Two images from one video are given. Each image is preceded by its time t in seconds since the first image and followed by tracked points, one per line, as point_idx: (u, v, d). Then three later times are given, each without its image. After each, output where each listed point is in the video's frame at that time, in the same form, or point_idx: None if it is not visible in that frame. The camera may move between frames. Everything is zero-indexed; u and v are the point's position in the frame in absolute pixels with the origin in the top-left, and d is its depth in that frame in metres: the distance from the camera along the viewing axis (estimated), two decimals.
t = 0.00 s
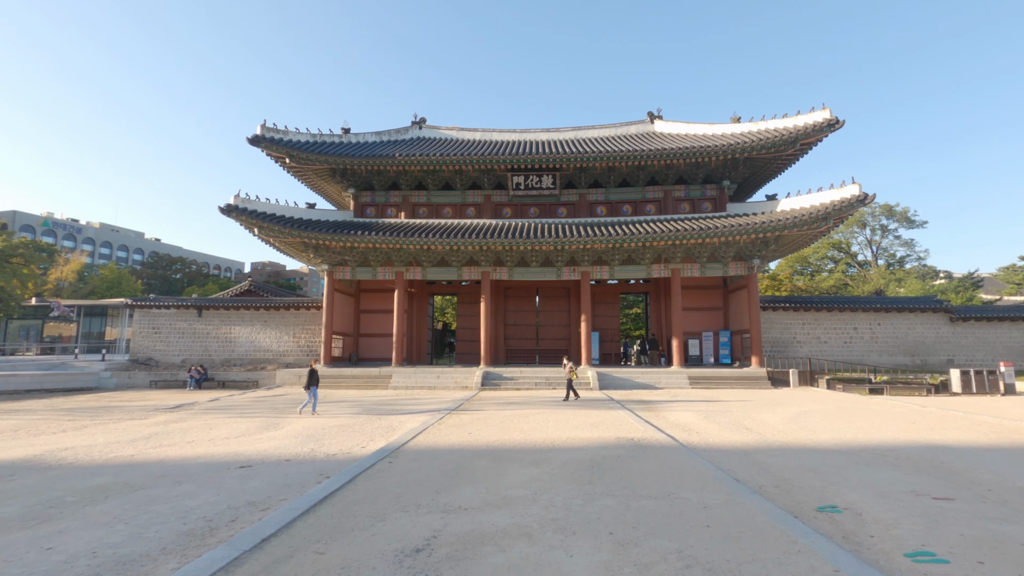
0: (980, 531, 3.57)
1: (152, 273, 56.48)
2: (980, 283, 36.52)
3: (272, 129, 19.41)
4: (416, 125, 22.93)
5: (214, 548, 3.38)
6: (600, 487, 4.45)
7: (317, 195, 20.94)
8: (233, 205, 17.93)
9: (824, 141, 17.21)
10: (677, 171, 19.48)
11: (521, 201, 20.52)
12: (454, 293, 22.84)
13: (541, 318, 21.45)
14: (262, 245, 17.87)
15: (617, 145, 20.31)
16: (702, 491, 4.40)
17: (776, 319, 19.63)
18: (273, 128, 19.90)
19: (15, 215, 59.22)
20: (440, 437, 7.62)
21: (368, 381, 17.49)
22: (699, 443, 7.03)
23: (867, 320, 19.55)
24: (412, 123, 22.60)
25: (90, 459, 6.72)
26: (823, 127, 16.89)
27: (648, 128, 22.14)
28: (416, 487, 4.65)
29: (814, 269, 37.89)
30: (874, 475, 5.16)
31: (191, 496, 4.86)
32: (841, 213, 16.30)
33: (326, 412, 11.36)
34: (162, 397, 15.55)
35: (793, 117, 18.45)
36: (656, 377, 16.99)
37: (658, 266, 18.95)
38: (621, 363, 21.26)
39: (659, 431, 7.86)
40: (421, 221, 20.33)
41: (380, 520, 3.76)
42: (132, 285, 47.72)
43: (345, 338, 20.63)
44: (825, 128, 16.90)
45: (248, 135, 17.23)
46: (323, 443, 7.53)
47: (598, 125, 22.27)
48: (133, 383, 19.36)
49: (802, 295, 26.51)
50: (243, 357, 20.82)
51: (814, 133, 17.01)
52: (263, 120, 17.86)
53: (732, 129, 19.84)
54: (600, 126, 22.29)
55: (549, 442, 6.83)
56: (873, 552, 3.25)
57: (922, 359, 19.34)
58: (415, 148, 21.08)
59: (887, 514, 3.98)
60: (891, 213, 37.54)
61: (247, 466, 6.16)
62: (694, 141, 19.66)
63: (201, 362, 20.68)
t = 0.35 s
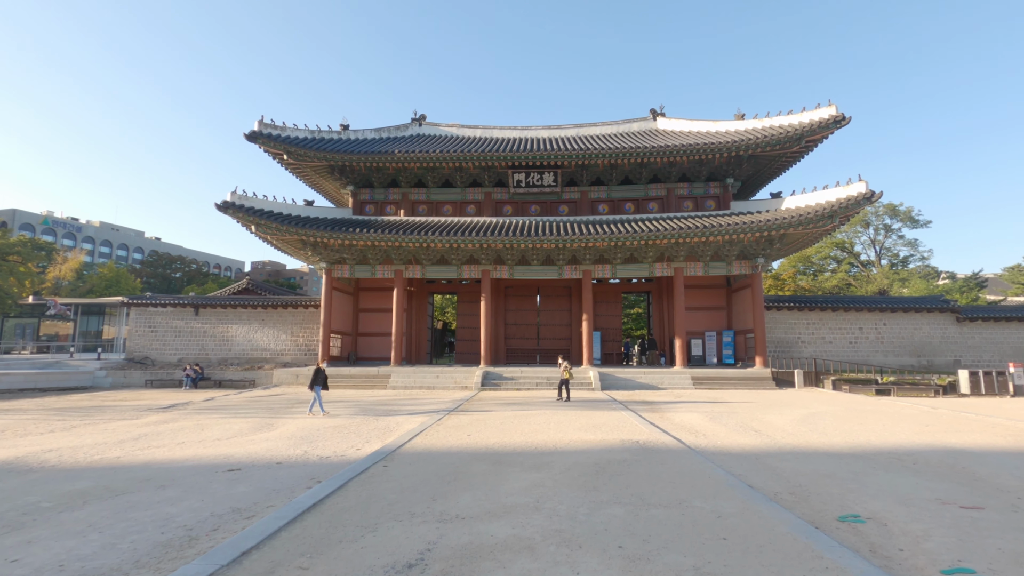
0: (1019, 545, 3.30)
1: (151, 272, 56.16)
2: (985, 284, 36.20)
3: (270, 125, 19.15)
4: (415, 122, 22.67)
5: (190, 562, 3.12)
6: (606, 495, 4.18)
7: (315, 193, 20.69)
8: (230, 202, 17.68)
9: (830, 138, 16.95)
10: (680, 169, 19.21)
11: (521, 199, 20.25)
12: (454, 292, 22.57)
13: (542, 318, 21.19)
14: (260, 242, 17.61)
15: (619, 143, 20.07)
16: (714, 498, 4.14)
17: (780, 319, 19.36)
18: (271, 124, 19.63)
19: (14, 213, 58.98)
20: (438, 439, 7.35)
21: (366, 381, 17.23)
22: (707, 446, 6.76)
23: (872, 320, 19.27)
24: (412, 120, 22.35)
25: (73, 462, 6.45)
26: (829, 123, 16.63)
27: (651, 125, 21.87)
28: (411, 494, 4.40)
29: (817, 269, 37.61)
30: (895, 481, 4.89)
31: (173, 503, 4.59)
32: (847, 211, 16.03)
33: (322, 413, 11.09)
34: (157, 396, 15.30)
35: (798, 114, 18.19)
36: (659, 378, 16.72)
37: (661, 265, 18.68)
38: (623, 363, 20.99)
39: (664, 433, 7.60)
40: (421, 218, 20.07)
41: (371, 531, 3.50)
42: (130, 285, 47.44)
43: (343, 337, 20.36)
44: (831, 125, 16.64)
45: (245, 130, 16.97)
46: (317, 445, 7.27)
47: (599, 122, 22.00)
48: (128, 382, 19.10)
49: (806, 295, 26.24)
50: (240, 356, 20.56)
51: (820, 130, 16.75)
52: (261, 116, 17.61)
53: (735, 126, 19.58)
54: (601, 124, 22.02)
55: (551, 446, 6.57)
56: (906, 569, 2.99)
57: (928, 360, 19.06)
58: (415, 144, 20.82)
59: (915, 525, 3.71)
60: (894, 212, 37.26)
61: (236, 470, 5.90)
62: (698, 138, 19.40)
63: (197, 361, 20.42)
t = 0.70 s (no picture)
0: None
1: (149, 272, 55.80)
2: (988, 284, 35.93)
3: (266, 123, 18.87)
4: (414, 120, 22.41)
5: None
6: (613, 509, 3.90)
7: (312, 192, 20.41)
8: (225, 200, 17.41)
9: (835, 136, 16.69)
10: (682, 167, 18.95)
11: (521, 197, 19.98)
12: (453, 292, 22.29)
13: (542, 318, 20.92)
14: (255, 241, 17.34)
15: (620, 141, 19.82)
16: (729, 513, 3.87)
17: (783, 320, 19.11)
18: (267, 122, 19.34)
19: (12, 213, 58.64)
20: (435, 444, 7.07)
21: (364, 382, 16.96)
22: (716, 451, 6.50)
23: (877, 320, 19.01)
24: (410, 118, 22.10)
25: (53, 469, 6.16)
26: (833, 121, 16.37)
27: (652, 123, 21.62)
28: (405, 507, 4.12)
29: (818, 269, 37.40)
30: (918, 492, 4.62)
31: (152, 516, 4.31)
32: (852, 210, 15.78)
33: (317, 416, 10.82)
34: (151, 398, 15.04)
35: (801, 111, 17.94)
36: (661, 379, 16.46)
37: (663, 265, 18.42)
38: (624, 364, 20.74)
39: (670, 438, 7.34)
40: (419, 217, 19.80)
41: (360, 551, 3.23)
42: (128, 285, 47.13)
43: (341, 338, 20.09)
44: (836, 123, 16.38)
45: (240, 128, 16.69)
46: (309, 451, 6.99)
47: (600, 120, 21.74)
48: (122, 384, 18.82)
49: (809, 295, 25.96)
50: (236, 357, 20.29)
51: (825, 128, 16.49)
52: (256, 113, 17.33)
53: (738, 124, 19.33)
54: (602, 122, 21.75)
55: (553, 452, 6.30)
56: None
57: (933, 361, 18.80)
58: (413, 143, 20.56)
59: (947, 542, 3.45)
60: (896, 212, 37.01)
61: (223, 478, 5.62)
62: (700, 136, 19.15)
63: (193, 362, 20.15)
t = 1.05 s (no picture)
0: None
1: (146, 272, 55.43)
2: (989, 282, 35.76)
3: (261, 119, 18.59)
4: (412, 116, 22.15)
5: None
6: (618, 516, 3.63)
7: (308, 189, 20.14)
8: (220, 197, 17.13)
9: (839, 132, 16.44)
10: (683, 163, 18.70)
11: (520, 194, 19.72)
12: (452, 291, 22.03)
13: (542, 317, 20.66)
14: (250, 239, 17.06)
15: (620, 137, 19.55)
16: (742, 520, 3.61)
17: (785, 318, 18.85)
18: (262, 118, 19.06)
19: (9, 213, 58.28)
20: (431, 446, 6.81)
21: (360, 382, 16.69)
22: (722, 453, 6.25)
23: (881, 319, 18.77)
24: (408, 114, 21.84)
25: (30, 473, 5.88)
26: (837, 116, 16.12)
27: (653, 120, 21.36)
28: (395, 514, 3.86)
29: (818, 268, 37.24)
30: (941, 496, 4.35)
31: (125, 523, 4.04)
32: (856, 207, 15.53)
33: (311, 417, 10.55)
34: (142, 398, 14.76)
35: (804, 107, 17.69)
36: (663, 379, 16.20)
37: (664, 262, 18.16)
38: (624, 364, 20.48)
39: (674, 439, 7.08)
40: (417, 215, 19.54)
41: (344, 564, 2.96)
42: (124, 285, 46.78)
43: (337, 337, 19.82)
44: (840, 118, 16.13)
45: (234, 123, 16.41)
46: (299, 453, 6.72)
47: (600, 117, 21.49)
48: (115, 384, 18.54)
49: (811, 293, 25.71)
50: (231, 356, 20.01)
51: (828, 123, 16.23)
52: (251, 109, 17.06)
53: (740, 121, 19.07)
54: (602, 118, 21.49)
55: (554, 454, 6.03)
56: None
57: (938, 360, 18.57)
58: (411, 139, 20.30)
59: (981, 553, 3.19)
60: (898, 210, 36.81)
61: (207, 482, 5.35)
62: (702, 132, 18.90)
63: (187, 362, 19.87)
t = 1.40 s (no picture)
0: None
1: (145, 272, 55.13)
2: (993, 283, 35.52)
3: (258, 116, 18.33)
4: (411, 114, 21.90)
5: None
6: (626, 533, 3.36)
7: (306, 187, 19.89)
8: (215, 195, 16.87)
9: (844, 129, 16.18)
10: (686, 162, 18.45)
11: (521, 193, 19.47)
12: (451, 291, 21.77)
13: (542, 317, 20.40)
14: (246, 237, 16.80)
15: (622, 135, 19.31)
16: (758, 536, 3.36)
17: (789, 319, 18.59)
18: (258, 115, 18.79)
19: (8, 212, 58.03)
20: (427, 451, 6.54)
21: (358, 383, 16.43)
22: (731, 459, 5.99)
23: (886, 320, 18.50)
24: (407, 112, 21.59)
25: (7, 480, 5.61)
26: (843, 114, 15.86)
27: (654, 118, 21.10)
28: (386, 528, 3.61)
29: (820, 268, 36.99)
30: (969, 509, 4.08)
31: (98, 537, 3.77)
32: (862, 206, 15.27)
33: (306, 419, 10.29)
34: (136, 399, 14.50)
35: (809, 105, 17.43)
36: (665, 380, 15.94)
37: (666, 262, 17.90)
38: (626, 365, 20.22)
39: (680, 444, 6.82)
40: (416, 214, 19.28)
41: None
42: (123, 285, 46.53)
43: (335, 338, 19.56)
44: (846, 115, 15.87)
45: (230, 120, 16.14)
46: (290, 459, 6.46)
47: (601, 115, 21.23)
48: (110, 384, 18.28)
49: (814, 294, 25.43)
50: (228, 357, 19.76)
51: (834, 121, 15.97)
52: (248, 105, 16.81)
53: (743, 119, 18.82)
54: (604, 116, 21.24)
55: (556, 460, 5.77)
56: None
57: (944, 361, 18.31)
58: (410, 137, 20.04)
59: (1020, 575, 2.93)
60: (901, 210, 36.56)
61: (191, 490, 5.08)
62: (704, 130, 18.65)
63: (183, 362, 19.61)
